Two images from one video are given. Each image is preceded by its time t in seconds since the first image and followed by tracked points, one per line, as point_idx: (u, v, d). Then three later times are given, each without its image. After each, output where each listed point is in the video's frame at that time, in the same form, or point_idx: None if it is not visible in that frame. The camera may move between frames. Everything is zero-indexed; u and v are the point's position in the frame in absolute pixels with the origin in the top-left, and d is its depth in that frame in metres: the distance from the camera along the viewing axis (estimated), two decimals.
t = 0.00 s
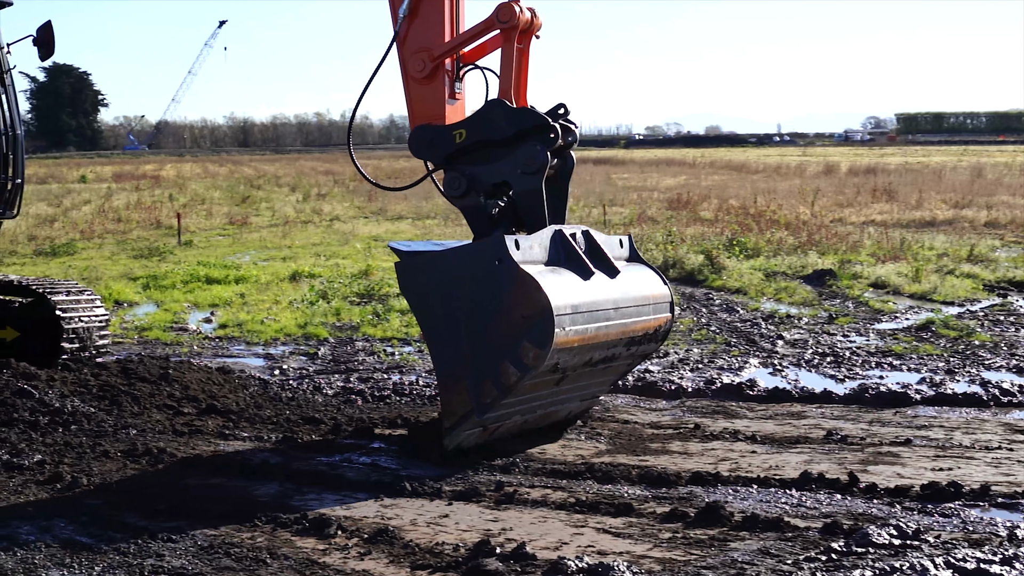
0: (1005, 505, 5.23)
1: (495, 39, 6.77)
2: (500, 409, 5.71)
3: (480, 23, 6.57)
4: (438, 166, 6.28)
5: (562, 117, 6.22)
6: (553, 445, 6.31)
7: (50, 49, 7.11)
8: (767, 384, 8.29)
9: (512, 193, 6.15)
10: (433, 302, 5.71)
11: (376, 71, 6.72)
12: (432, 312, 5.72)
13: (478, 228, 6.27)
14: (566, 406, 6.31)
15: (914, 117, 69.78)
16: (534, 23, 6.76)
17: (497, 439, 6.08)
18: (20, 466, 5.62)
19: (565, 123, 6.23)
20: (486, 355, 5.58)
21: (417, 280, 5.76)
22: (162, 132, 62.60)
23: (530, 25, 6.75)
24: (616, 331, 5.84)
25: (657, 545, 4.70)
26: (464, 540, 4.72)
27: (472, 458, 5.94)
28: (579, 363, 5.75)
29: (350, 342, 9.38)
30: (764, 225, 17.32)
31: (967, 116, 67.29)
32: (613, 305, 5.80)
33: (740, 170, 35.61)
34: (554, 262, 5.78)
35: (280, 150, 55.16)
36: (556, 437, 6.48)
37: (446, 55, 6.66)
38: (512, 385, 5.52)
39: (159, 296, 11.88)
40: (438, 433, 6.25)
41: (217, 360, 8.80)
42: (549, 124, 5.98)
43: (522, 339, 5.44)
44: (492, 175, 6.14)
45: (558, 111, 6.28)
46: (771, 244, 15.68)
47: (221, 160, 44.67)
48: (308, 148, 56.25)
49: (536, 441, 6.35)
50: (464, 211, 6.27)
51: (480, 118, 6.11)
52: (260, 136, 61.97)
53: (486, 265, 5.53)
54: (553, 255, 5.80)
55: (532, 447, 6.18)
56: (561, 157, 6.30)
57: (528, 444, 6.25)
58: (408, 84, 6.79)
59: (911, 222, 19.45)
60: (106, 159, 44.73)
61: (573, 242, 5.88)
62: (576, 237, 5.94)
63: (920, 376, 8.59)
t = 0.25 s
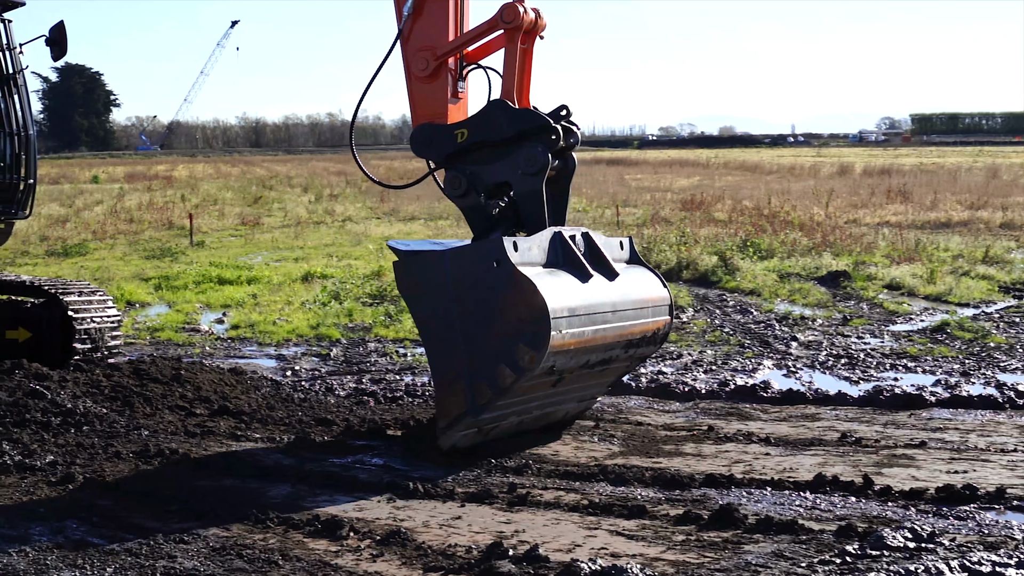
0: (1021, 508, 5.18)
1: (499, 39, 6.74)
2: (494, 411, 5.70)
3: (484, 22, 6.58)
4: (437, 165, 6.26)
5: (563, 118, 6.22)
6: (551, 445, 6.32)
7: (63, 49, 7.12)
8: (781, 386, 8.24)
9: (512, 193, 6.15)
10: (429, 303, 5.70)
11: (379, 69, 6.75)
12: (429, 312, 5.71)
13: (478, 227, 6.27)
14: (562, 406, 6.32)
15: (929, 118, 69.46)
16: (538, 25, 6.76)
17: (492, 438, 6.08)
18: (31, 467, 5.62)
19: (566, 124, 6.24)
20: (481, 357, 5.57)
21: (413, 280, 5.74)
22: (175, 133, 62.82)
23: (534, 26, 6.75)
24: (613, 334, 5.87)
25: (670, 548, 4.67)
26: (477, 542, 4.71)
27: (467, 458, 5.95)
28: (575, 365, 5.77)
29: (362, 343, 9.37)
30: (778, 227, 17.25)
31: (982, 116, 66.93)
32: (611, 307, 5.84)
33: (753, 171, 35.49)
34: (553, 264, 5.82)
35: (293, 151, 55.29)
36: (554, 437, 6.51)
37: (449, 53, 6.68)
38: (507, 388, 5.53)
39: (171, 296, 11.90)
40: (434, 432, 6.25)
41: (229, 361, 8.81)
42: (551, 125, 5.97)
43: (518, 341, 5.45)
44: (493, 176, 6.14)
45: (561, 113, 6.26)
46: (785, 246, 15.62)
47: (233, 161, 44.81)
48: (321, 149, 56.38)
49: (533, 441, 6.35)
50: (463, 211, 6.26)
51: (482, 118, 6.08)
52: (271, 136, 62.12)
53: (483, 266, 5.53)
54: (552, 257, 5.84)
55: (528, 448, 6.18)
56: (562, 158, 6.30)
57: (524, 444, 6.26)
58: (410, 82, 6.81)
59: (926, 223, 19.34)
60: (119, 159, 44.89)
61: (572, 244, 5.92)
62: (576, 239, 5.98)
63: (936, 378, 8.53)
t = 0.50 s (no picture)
0: None
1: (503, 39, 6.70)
2: (489, 413, 5.69)
3: (487, 23, 6.57)
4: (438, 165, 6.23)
5: (564, 120, 6.20)
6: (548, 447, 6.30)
7: (74, 50, 7.12)
8: (793, 388, 8.20)
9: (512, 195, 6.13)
10: (425, 304, 5.69)
11: (382, 68, 6.75)
12: (423, 313, 5.71)
13: (476, 229, 6.25)
14: (558, 409, 6.29)
15: (941, 119, 69.20)
16: (541, 26, 6.74)
17: (487, 439, 6.06)
18: (42, 469, 5.62)
19: (567, 127, 6.23)
20: (476, 358, 5.55)
21: (410, 280, 5.73)
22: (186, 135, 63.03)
23: (537, 27, 6.73)
24: (609, 338, 5.84)
25: (682, 550, 4.65)
26: (488, 544, 4.69)
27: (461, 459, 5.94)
28: (570, 369, 5.75)
29: (373, 345, 9.37)
30: (790, 228, 17.19)
31: (995, 117, 66.64)
32: (607, 311, 5.82)
33: (765, 172, 35.39)
34: (551, 266, 5.79)
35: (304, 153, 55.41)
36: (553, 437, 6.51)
37: (451, 53, 6.67)
38: (501, 390, 5.51)
39: (182, 298, 11.92)
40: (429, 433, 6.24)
41: (239, 363, 8.81)
42: (552, 128, 5.96)
43: (514, 344, 5.43)
44: (493, 178, 6.12)
45: (561, 114, 6.26)
46: (797, 247, 15.56)
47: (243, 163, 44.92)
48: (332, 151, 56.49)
49: (528, 443, 6.32)
50: (462, 211, 6.24)
51: (483, 119, 6.06)
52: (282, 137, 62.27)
53: (480, 268, 5.51)
54: (549, 259, 5.81)
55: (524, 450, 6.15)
56: (562, 160, 6.29)
57: (520, 445, 6.23)
58: (412, 81, 6.80)
59: (938, 225, 19.25)
60: (129, 159, 45.05)
61: (570, 247, 5.89)
62: (574, 241, 5.95)
63: (949, 381, 8.47)
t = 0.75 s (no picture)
0: None
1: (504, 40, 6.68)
2: (482, 415, 5.74)
3: (488, 25, 6.56)
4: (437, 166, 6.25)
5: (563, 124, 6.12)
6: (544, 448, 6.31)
7: (85, 52, 7.15)
8: (806, 391, 8.16)
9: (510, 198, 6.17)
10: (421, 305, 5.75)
11: (383, 67, 6.74)
12: (420, 314, 5.76)
13: (474, 229, 6.28)
14: (553, 411, 6.32)
15: (954, 120, 68.92)
16: (542, 28, 6.73)
17: (480, 439, 6.11)
18: (54, 472, 5.64)
19: (566, 131, 6.13)
20: (471, 360, 5.61)
21: (406, 281, 5.78)
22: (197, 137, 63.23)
23: (538, 30, 6.72)
24: (604, 342, 5.87)
25: (694, 554, 4.62)
26: (500, 547, 4.67)
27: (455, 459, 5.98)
28: (564, 373, 5.77)
29: (384, 348, 9.36)
30: (802, 230, 17.13)
31: (1009, 118, 66.33)
32: (603, 315, 5.85)
33: (777, 174, 35.29)
34: (546, 270, 5.84)
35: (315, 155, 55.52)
36: (549, 438, 6.54)
37: (452, 54, 6.66)
38: (494, 393, 5.56)
39: (192, 301, 11.94)
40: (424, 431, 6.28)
41: (251, 365, 8.82)
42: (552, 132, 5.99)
43: (506, 348, 5.47)
44: (491, 180, 6.15)
45: (561, 118, 6.14)
46: (810, 249, 15.50)
47: (254, 165, 45.02)
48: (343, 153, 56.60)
49: (523, 444, 6.34)
50: (461, 212, 6.28)
51: (483, 122, 6.07)
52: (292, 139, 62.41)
53: (475, 272, 5.55)
54: (545, 262, 5.86)
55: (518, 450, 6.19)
56: (560, 164, 6.24)
57: (514, 446, 6.26)
58: (413, 82, 6.80)
59: (952, 226, 19.16)
60: (141, 162, 45.20)
61: (566, 251, 5.93)
62: (570, 245, 6.00)
63: (962, 383, 8.42)
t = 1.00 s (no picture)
0: None
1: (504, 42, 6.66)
2: (474, 416, 5.78)
3: (488, 27, 6.55)
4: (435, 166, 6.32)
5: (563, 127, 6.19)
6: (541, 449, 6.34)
7: (95, 54, 7.17)
8: (816, 394, 8.13)
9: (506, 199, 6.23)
10: (413, 307, 5.76)
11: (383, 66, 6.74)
12: (413, 315, 5.78)
13: (471, 229, 6.38)
14: (547, 412, 6.34)
15: (965, 122, 68.70)
16: (543, 31, 6.71)
17: (472, 441, 6.13)
18: (63, 474, 5.64)
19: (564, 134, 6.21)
20: (463, 362, 5.64)
21: (400, 283, 5.80)
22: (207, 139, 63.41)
23: (538, 32, 6.70)
24: (597, 346, 5.88)
25: (704, 557, 4.60)
26: (509, 550, 4.66)
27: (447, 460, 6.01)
28: (556, 376, 5.79)
29: (392, 350, 9.36)
30: (813, 232, 17.08)
31: (1020, 121, 66.11)
32: (597, 319, 5.86)
33: (787, 176, 35.21)
34: (540, 273, 5.85)
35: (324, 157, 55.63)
36: (547, 438, 6.57)
37: (452, 55, 6.66)
38: (485, 395, 5.61)
39: (201, 302, 11.97)
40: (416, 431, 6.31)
41: (259, 367, 8.83)
42: (549, 136, 6.03)
43: (499, 351, 5.51)
44: (488, 182, 6.22)
45: (559, 121, 6.22)
46: (820, 251, 15.46)
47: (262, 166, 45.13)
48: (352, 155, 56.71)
49: (515, 445, 6.37)
50: (457, 212, 6.37)
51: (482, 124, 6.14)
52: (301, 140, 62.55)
53: (469, 275, 5.57)
54: (540, 265, 5.87)
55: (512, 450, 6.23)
56: (559, 166, 6.31)
57: (507, 446, 6.29)
58: (413, 81, 6.80)
59: (963, 229, 19.09)
60: (150, 163, 45.33)
61: (561, 254, 5.95)
62: (566, 248, 6.01)
63: (973, 387, 8.37)
